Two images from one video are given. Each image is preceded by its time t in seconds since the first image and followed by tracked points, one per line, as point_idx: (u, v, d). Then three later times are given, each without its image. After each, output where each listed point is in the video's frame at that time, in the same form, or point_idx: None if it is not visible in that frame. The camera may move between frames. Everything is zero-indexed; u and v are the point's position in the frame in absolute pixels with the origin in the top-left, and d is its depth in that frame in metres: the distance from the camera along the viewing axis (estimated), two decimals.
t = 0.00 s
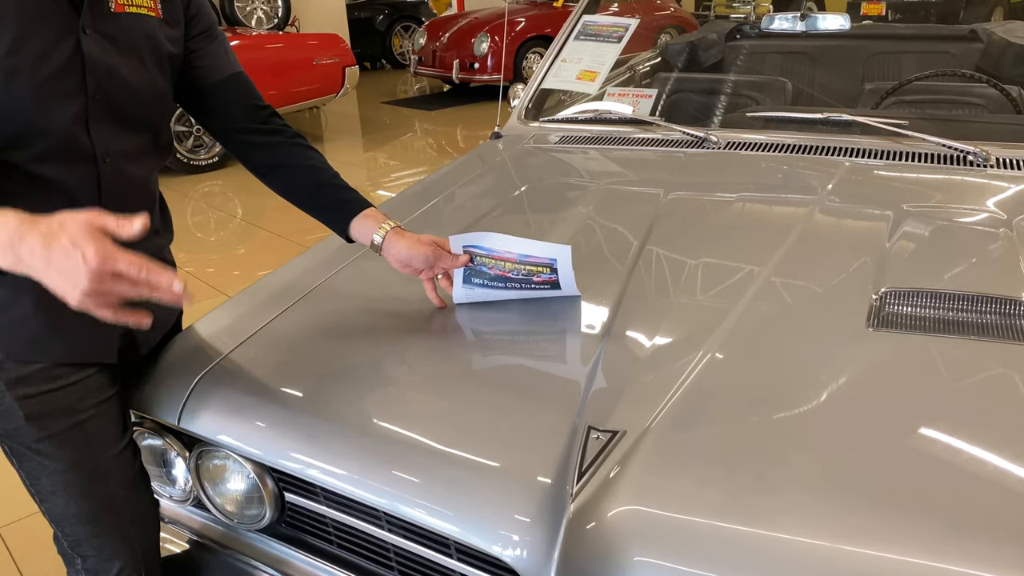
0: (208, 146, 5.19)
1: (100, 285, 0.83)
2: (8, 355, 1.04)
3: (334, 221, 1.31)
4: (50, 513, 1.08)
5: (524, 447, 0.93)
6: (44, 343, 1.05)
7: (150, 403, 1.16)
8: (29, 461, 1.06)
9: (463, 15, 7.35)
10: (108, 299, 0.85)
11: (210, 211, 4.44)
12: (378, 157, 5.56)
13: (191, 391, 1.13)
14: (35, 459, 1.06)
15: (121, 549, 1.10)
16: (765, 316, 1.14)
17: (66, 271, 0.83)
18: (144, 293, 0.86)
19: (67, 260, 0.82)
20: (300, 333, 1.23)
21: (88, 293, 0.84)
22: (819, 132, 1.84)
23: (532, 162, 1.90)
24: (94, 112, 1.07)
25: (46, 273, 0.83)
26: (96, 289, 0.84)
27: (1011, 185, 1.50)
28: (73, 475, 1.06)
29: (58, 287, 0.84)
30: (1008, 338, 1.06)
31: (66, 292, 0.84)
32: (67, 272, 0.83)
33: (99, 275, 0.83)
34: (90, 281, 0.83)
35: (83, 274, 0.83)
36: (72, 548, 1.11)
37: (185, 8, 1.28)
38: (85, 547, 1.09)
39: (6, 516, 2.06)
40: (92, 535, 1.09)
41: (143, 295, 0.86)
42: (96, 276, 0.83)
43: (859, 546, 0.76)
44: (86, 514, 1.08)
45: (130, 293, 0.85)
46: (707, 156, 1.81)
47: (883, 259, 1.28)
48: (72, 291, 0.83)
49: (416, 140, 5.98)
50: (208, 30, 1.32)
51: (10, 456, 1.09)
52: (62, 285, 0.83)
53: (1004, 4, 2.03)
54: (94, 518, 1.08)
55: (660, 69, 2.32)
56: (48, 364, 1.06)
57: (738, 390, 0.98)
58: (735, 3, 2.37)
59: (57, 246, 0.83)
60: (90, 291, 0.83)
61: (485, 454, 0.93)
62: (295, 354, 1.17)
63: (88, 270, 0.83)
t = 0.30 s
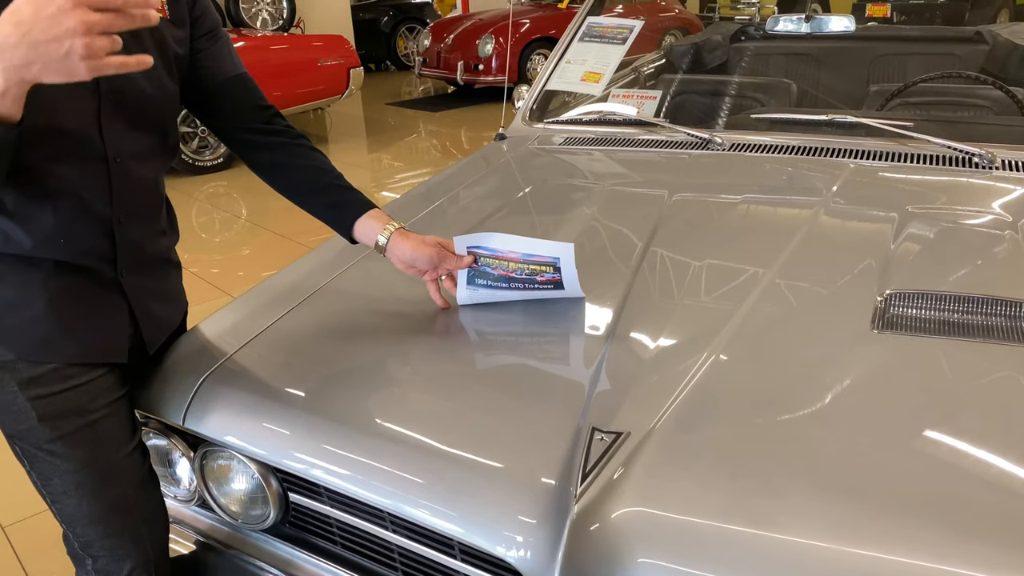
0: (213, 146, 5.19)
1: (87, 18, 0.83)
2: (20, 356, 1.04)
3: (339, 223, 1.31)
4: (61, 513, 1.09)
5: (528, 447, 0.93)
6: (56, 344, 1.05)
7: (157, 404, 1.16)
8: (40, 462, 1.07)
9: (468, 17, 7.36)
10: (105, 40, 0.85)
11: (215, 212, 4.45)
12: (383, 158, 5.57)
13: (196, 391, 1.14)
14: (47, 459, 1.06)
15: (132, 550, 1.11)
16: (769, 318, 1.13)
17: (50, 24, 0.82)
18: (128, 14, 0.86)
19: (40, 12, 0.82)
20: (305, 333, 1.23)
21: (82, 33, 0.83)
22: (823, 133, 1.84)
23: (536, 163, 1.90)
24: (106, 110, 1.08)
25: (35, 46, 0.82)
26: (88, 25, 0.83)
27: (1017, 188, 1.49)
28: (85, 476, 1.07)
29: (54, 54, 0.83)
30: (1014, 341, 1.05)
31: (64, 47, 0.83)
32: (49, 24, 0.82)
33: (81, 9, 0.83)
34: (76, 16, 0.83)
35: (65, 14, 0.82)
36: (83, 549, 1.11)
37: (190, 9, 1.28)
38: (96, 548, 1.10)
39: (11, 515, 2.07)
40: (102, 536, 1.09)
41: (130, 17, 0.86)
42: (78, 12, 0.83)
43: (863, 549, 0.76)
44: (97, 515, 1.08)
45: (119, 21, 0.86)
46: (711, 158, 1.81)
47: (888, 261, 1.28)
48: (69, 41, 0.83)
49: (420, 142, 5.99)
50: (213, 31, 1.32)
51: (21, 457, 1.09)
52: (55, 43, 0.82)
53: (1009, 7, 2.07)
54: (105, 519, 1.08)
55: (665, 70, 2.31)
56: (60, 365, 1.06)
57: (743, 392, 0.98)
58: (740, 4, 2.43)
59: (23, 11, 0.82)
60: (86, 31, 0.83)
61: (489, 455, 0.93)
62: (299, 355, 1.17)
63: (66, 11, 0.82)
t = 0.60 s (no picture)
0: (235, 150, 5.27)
1: (105, 123, 0.80)
2: (48, 353, 1.07)
3: (359, 225, 1.33)
4: (85, 509, 1.11)
5: (544, 451, 0.94)
6: (83, 342, 1.08)
7: (178, 403, 1.17)
8: (66, 458, 1.09)
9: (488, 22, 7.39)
10: (137, 139, 0.82)
11: (237, 214, 4.49)
12: (402, 162, 5.61)
13: (217, 391, 1.15)
14: (73, 456, 1.08)
15: (153, 548, 1.12)
16: (789, 326, 1.13)
17: (77, 132, 0.81)
18: (146, 113, 0.80)
19: (62, 118, 0.81)
20: (325, 335, 1.24)
21: (110, 137, 0.81)
22: (845, 141, 1.83)
23: (555, 168, 1.91)
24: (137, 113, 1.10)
25: (77, 148, 0.83)
26: (110, 129, 0.80)
27: None
28: (109, 472, 1.09)
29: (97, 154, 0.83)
30: None
31: (102, 150, 0.82)
32: (77, 132, 0.81)
33: (94, 117, 0.80)
34: (93, 125, 0.80)
35: (85, 119, 0.80)
36: (106, 545, 1.13)
37: (217, 13, 1.30)
38: (118, 544, 1.12)
39: (34, 511, 2.10)
40: (124, 532, 1.11)
41: (149, 117, 0.80)
42: (94, 119, 0.80)
43: (882, 560, 0.76)
44: (120, 512, 1.10)
45: (139, 123, 0.80)
46: (732, 165, 1.81)
47: (908, 270, 1.27)
48: (105, 149, 0.82)
49: (440, 147, 6.02)
50: (238, 35, 1.35)
51: (47, 452, 1.11)
52: (92, 149, 0.83)
53: None
54: (128, 516, 1.10)
55: (685, 76, 2.34)
56: (87, 362, 1.09)
57: (761, 399, 0.98)
58: (762, 9, 2.28)
59: (46, 114, 0.81)
60: (112, 131, 0.80)
61: (506, 458, 0.94)
62: (318, 356, 1.18)
63: (82, 117, 0.80)
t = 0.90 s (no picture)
0: (282, 157, 5.36)
1: (170, 146, 0.83)
2: (100, 351, 1.11)
3: (402, 233, 1.35)
4: (130, 505, 1.14)
5: (581, 463, 0.94)
6: (135, 339, 1.11)
7: (223, 404, 1.20)
8: (115, 454, 1.12)
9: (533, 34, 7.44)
10: (198, 161, 0.85)
11: (282, 221, 4.58)
12: (444, 173, 5.66)
13: (261, 392, 1.18)
14: (121, 452, 1.12)
15: (195, 545, 1.15)
16: (831, 344, 1.11)
17: (142, 155, 0.84)
18: (208, 136, 0.84)
19: (128, 142, 0.84)
20: (366, 340, 1.26)
21: (173, 159, 0.84)
22: (893, 157, 1.80)
23: (596, 181, 1.91)
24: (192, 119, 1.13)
25: (141, 169, 0.86)
26: (174, 152, 0.84)
27: None
28: (156, 468, 1.12)
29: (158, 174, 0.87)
30: None
31: (164, 171, 0.86)
32: (142, 155, 0.84)
33: (160, 140, 0.83)
34: (157, 148, 0.83)
35: (150, 144, 0.83)
36: (149, 541, 1.16)
37: (270, 22, 1.34)
38: (161, 540, 1.14)
39: (82, 505, 2.15)
40: (168, 529, 1.14)
41: (212, 140, 0.84)
42: (159, 143, 0.83)
43: None
44: (164, 508, 1.13)
45: (202, 145, 0.84)
46: (776, 179, 1.79)
47: (957, 289, 1.24)
48: (167, 170, 0.85)
49: (481, 158, 6.07)
50: (290, 44, 1.38)
51: (97, 448, 1.15)
52: (155, 170, 0.86)
53: None
54: (172, 512, 1.13)
55: (730, 90, 2.32)
56: (139, 360, 1.13)
57: (802, 416, 0.97)
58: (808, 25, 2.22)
59: (113, 138, 0.84)
60: (178, 154, 0.84)
61: (541, 468, 0.94)
62: (359, 361, 1.20)
63: (148, 141, 0.83)
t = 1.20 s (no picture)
0: (342, 173, 5.49)
1: (236, 164, 0.87)
2: (164, 356, 1.15)
3: (458, 249, 1.37)
4: (187, 506, 1.18)
5: (631, 484, 0.93)
6: (198, 345, 1.15)
7: (279, 411, 1.23)
8: (174, 456, 1.16)
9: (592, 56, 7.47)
10: (262, 179, 0.88)
11: (340, 236, 4.69)
12: (499, 191, 5.70)
13: (315, 401, 1.21)
14: (180, 454, 1.16)
15: (245, 549, 1.18)
16: (892, 375, 1.08)
17: (209, 171, 0.88)
18: (272, 156, 0.87)
19: (196, 158, 0.88)
20: (419, 354, 1.28)
21: (238, 176, 0.88)
22: (959, 184, 1.75)
23: (652, 202, 1.91)
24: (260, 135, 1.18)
25: (208, 184, 0.90)
26: (240, 170, 0.87)
27: None
28: (212, 471, 1.16)
29: (223, 189, 0.90)
30: None
31: (229, 187, 0.89)
32: (209, 171, 0.88)
33: (226, 158, 0.87)
34: (224, 165, 0.87)
35: (218, 161, 0.87)
36: (203, 542, 1.19)
37: (338, 42, 1.38)
38: (214, 542, 1.18)
39: (142, 507, 2.22)
40: (221, 531, 1.17)
41: (275, 160, 0.87)
42: (225, 161, 0.87)
43: None
44: (218, 511, 1.16)
45: (266, 164, 0.87)
46: (837, 205, 1.76)
47: None
48: (231, 186, 0.89)
49: (537, 177, 6.10)
50: (355, 63, 1.42)
51: (158, 449, 1.19)
52: (220, 185, 0.90)
53: None
54: (225, 516, 1.17)
55: (792, 113, 2.29)
56: (200, 366, 1.17)
57: (858, 447, 0.94)
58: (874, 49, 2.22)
59: (183, 153, 0.88)
60: (242, 173, 0.87)
61: (589, 488, 0.94)
62: (412, 374, 1.22)
63: (215, 159, 0.87)
